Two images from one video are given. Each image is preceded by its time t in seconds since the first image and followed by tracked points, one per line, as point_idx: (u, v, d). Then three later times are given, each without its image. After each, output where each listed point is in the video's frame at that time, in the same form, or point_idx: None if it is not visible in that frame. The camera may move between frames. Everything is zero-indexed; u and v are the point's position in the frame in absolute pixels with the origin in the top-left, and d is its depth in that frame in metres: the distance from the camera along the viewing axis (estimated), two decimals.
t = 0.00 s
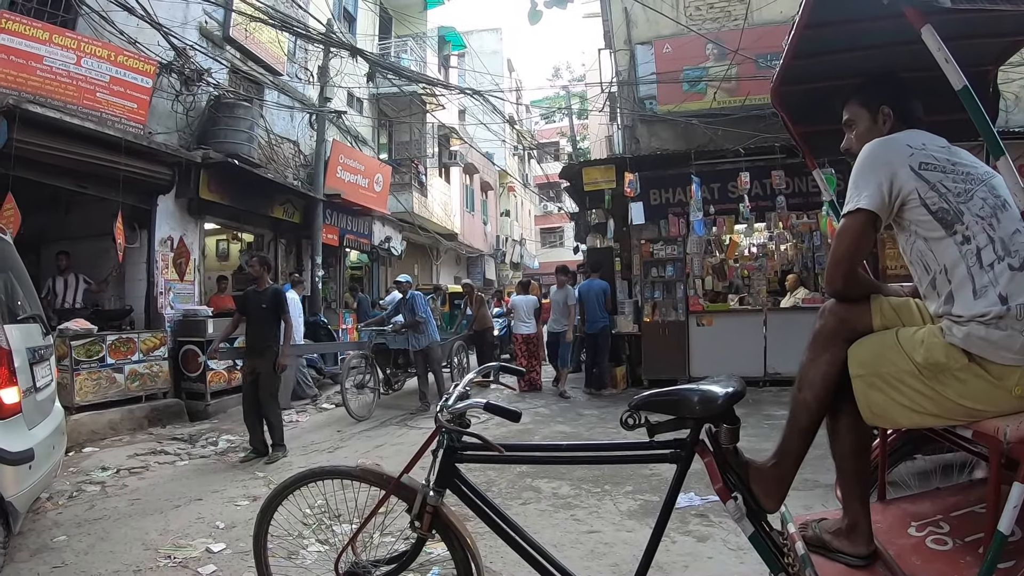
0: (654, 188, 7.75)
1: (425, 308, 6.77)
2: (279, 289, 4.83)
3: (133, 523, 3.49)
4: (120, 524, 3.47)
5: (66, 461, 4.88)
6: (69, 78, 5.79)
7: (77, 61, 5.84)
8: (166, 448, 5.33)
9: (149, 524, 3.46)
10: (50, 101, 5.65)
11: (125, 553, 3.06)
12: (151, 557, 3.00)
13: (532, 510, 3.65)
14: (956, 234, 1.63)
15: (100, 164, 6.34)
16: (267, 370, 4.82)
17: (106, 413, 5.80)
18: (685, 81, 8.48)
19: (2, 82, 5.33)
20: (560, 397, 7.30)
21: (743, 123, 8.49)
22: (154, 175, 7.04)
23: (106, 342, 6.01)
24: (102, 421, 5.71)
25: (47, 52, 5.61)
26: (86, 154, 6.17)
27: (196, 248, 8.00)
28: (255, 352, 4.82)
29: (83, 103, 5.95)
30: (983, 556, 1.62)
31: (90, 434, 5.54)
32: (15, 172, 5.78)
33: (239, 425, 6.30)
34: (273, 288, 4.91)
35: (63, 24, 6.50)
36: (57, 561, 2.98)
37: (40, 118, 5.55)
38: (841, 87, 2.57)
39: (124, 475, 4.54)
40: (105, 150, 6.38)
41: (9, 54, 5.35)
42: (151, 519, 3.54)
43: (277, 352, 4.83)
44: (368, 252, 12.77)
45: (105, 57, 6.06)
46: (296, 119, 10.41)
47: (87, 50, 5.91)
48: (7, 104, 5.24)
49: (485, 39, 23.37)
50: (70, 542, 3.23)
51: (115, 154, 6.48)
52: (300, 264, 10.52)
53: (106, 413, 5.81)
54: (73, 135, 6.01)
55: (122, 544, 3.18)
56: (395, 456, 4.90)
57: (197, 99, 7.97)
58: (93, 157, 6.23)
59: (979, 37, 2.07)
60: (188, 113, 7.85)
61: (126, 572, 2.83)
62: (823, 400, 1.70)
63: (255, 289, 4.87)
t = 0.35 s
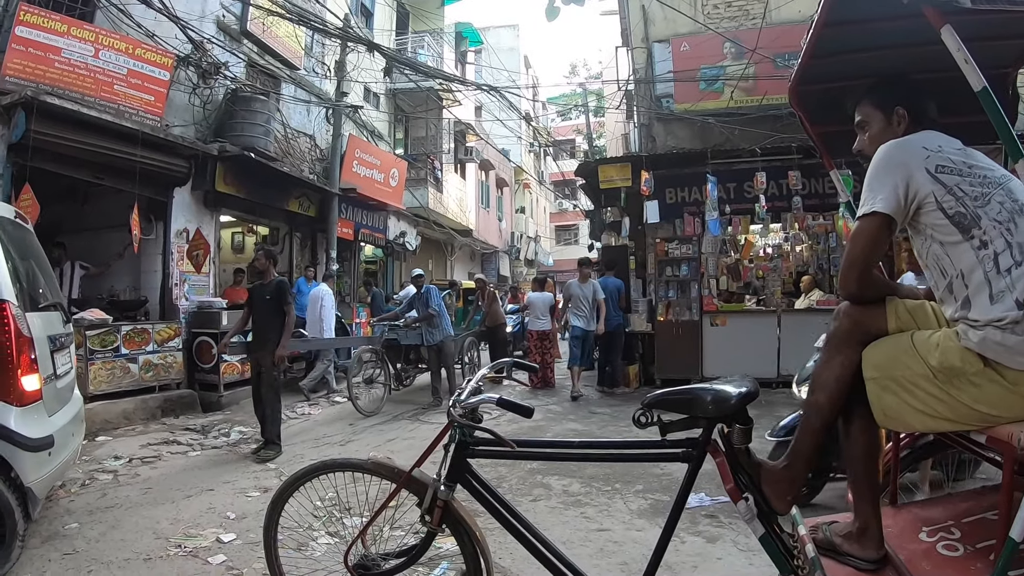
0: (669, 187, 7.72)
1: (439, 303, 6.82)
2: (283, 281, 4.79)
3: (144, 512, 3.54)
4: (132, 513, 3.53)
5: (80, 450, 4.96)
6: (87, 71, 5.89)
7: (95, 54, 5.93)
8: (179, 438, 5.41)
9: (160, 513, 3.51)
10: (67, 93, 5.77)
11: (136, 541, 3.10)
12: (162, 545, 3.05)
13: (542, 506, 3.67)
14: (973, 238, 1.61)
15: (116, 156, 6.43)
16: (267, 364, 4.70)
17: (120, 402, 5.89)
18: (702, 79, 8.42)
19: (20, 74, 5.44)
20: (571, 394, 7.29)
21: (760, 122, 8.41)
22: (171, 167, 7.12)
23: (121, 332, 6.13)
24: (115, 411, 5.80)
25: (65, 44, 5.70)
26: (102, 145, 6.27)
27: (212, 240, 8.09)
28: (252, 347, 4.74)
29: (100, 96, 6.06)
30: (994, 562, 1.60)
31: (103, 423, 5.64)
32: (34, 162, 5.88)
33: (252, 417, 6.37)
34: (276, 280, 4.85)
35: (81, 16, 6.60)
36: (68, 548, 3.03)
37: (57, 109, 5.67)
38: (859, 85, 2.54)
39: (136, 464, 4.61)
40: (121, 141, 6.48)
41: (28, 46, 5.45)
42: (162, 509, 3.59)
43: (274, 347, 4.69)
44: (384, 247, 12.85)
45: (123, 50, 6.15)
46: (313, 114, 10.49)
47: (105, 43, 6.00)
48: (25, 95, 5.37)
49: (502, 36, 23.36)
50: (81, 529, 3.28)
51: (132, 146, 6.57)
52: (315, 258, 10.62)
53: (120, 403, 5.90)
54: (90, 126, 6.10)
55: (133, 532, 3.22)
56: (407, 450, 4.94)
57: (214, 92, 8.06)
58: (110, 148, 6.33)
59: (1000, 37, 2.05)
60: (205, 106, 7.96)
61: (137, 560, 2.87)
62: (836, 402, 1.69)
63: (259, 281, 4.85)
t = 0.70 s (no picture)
0: (686, 183, 7.67)
1: (454, 295, 6.85)
2: (298, 273, 4.84)
3: (156, 498, 3.59)
4: (144, 499, 3.57)
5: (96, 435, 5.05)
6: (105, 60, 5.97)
7: (113, 44, 6.01)
8: (193, 426, 5.49)
9: (171, 500, 3.56)
10: (85, 83, 5.86)
11: (148, 527, 3.14)
12: (174, 531, 3.10)
13: (553, 500, 3.69)
14: (991, 239, 1.60)
15: (135, 145, 6.52)
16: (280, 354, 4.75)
17: (134, 390, 5.98)
18: (720, 75, 8.35)
19: (39, 63, 5.51)
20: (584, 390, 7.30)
21: (778, 119, 8.33)
22: (188, 157, 7.19)
23: (135, 320, 6.24)
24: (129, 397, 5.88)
25: (83, 34, 5.77)
26: (121, 134, 6.35)
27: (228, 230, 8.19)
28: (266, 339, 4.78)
29: (118, 85, 6.14)
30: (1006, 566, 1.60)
31: (118, 410, 5.74)
32: (52, 151, 5.97)
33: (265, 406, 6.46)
34: (291, 271, 4.91)
35: (100, 7, 6.63)
36: (81, 532, 3.06)
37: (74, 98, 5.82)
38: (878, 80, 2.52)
39: (149, 451, 4.68)
40: (139, 131, 6.56)
41: (46, 35, 5.52)
42: (173, 495, 3.64)
43: (287, 336, 4.76)
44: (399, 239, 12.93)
45: (141, 40, 6.23)
46: (330, 105, 10.57)
47: (123, 33, 6.06)
48: (43, 84, 5.52)
49: (519, 30, 23.30)
50: (94, 514, 3.33)
51: (149, 135, 6.66)
52: (330, 249, 10.71)
53: (134, 390, 6.00)
54: (110, 116, 6.20)
55: (146, 518, 3.27)
56: (419, 441, 4.98)
57: (232, 83, 8.12)
58: (128, 138, 6.40)
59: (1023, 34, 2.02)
60: (222, 97, 8.00)
61: (149, 545, 2.91)
62: (850, 401, 1.69)
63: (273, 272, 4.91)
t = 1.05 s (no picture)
0: (700, 179, 7.61)
1: (465, 289, 6.88)
2: (310, 267, 4.88)
3: (168, 488, 3.65)
4: (155, 489, 3.63)
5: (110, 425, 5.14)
6: (120, 53, 6.00)
7: (128, 37, 6.05)
8: (206, 417, 5.57)
9: (182, 490, 3.61)
10: (101, 75, 5.90)
11: (160, 516, 3.19)
12: (185, 521, 3.15)
13: (562, 496, 3.70)
14: (1007, 239, 1.58)
15: (149, 138, 6.61)
16: (290, 347, 4.80)
17: (148, 380, 6.07)
18: (735, 72, 8.29)
19: (54, 56, 5.58)
20: (595, 386, 7.29)
21: (794, 116, 8.25)
22: (202, 150, 7.29)
23: (150, 312, 6.33)
24: (143, 388, 5.97)
25: (98, 27, 5.82)
26: (136, 127, 6.46)
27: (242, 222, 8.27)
28: (276, 331, 4.82)
29: (133, 78, 6.19)
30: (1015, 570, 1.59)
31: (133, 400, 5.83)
32: (67, 143, 6.10)
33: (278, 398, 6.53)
34: (304, 265, 4.95)
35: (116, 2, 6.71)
36: (93, 521, 3.12)
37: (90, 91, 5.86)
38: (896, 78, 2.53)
39: (162, 441, 4.75)
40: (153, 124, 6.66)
41: (61, 29, 5.59)
42: (185, 486, 3.69)
43: (299, 329, 4.80)
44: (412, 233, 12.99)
45: (156, 33, 6.26)
46: (344, 99, 10.62)
47: (138, 26, 6.11)
48: (58, 77, 5.59)
49: (534, 24, 23.21)
50: (107, 503, 3.39)
51: (164, 128, 6.76)
52: (344, 242, 10.78)
53: (148, 380, 6.09)
54: (124, 109, 6.30)
55: (157, 507, 3.32)
56: (430, 435, 5.02)
57: (246, 76, 8.18)
58: (142, 130, 6.51)
59: None
60: (237, 90, 8.07)
61: (159, 535, 2.96)
62: (863, 400, 1.68)
63: (286, 265, 4.95)
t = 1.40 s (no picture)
0: (706, 178, 7.58)
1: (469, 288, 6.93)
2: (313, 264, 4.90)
3: (173, 484, 3.67)
4: (160, 485, 3.65)
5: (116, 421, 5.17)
6: (126, 51, 6.02)
7: (135, 35, 6.07)
8: (210, 414, 5.60)
9: (187, 486, 3.63)
10: (107, 73, 5.93)
11: (164, 512, 3.21)
12: (189, 517, 3.17)
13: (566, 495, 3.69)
14: (1014, 240, 1.57)
15: (155, 135, 6.67)
16: (295, 344, 4.81)
17: (153, 376, 6.10)
18: (742, 71, 8.24)
19: (60, 54, 5.62)
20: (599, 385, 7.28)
21: (801, 115, 8.21)
22: (207, 147, 7.33)
23: (155, 308, 6.37)
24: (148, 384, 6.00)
25: (105, 25, 5.84)
26: (142, 124, 6.49)
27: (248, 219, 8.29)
28: (280, 328, 4.83)
29: (139, 75, 6.22)
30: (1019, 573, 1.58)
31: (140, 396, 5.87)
32: (73, 140, 6.13)
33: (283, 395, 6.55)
34: (307, 262, 4.96)
35: None
36: (98, 517, 3.14)
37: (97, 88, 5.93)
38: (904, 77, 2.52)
39: (167, 437, 4.77)
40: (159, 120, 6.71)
41: (68, 26, 5.62)
42: (190, 482, 3.71)
43: (303, 326, 4.82)
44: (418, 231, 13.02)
45: (162, 31, 6.27)
46: (350, 97, 10.64)
47: (145, 24, 6.13)
48: (65, 75, 5.63)
49: (540, 22, 23.18)
50: (111, 498, 3.41)
51: (169, 125, 6.79)
52: (349, 240, 10.81)
53: (154, 377, 6.12)
54: (130, 105, 6.33)
55: (161, 503, 3.34)
56: (434, 433, 5.02)
57: (253, 74, 8.20)
58: (148, 127, 6.54)
59: None
60: (243, 87, 8.09)
61: (163, 531, 2.97)
62: (869, 401, 1.67)
63: (286, 263, 4.94)
